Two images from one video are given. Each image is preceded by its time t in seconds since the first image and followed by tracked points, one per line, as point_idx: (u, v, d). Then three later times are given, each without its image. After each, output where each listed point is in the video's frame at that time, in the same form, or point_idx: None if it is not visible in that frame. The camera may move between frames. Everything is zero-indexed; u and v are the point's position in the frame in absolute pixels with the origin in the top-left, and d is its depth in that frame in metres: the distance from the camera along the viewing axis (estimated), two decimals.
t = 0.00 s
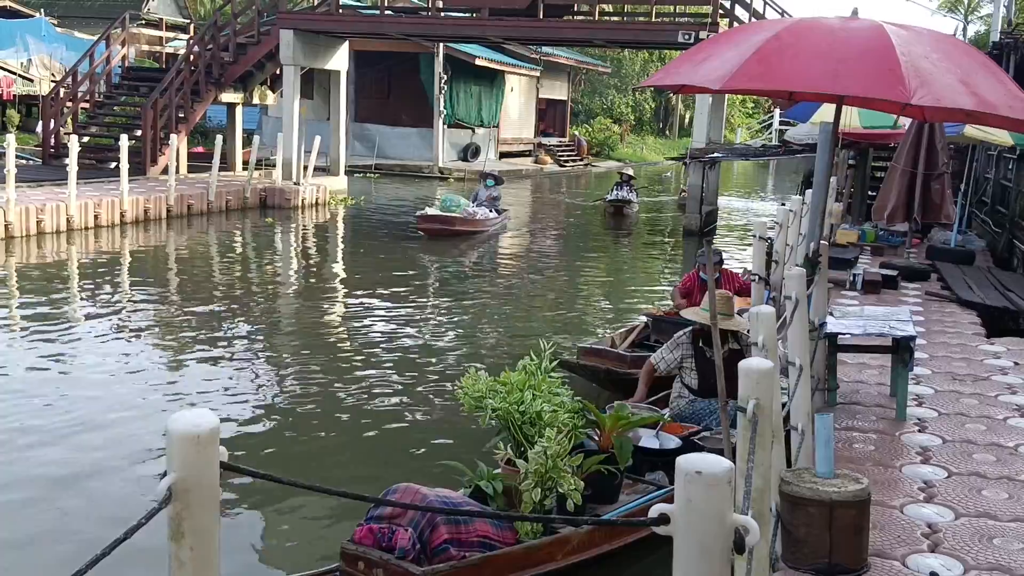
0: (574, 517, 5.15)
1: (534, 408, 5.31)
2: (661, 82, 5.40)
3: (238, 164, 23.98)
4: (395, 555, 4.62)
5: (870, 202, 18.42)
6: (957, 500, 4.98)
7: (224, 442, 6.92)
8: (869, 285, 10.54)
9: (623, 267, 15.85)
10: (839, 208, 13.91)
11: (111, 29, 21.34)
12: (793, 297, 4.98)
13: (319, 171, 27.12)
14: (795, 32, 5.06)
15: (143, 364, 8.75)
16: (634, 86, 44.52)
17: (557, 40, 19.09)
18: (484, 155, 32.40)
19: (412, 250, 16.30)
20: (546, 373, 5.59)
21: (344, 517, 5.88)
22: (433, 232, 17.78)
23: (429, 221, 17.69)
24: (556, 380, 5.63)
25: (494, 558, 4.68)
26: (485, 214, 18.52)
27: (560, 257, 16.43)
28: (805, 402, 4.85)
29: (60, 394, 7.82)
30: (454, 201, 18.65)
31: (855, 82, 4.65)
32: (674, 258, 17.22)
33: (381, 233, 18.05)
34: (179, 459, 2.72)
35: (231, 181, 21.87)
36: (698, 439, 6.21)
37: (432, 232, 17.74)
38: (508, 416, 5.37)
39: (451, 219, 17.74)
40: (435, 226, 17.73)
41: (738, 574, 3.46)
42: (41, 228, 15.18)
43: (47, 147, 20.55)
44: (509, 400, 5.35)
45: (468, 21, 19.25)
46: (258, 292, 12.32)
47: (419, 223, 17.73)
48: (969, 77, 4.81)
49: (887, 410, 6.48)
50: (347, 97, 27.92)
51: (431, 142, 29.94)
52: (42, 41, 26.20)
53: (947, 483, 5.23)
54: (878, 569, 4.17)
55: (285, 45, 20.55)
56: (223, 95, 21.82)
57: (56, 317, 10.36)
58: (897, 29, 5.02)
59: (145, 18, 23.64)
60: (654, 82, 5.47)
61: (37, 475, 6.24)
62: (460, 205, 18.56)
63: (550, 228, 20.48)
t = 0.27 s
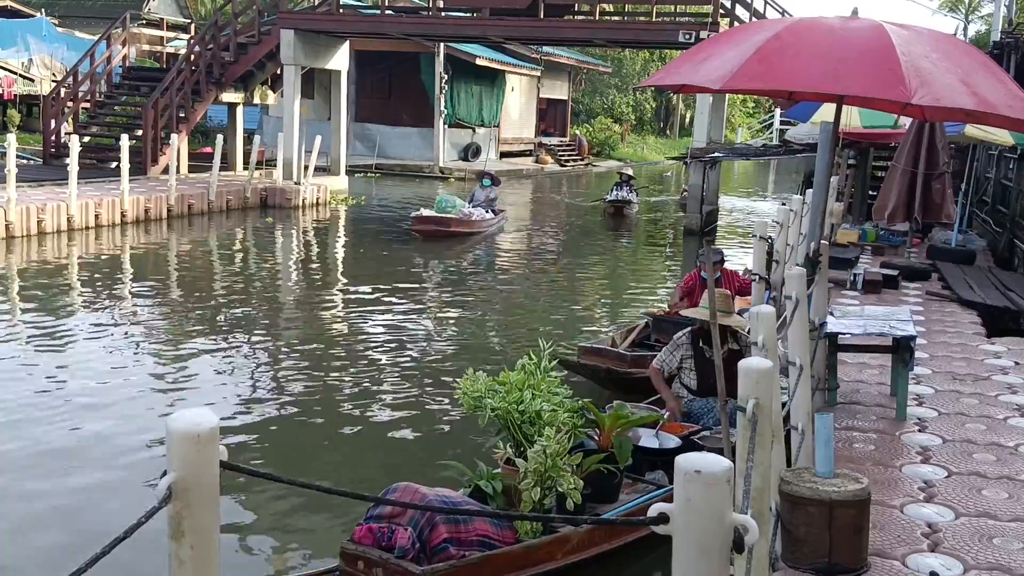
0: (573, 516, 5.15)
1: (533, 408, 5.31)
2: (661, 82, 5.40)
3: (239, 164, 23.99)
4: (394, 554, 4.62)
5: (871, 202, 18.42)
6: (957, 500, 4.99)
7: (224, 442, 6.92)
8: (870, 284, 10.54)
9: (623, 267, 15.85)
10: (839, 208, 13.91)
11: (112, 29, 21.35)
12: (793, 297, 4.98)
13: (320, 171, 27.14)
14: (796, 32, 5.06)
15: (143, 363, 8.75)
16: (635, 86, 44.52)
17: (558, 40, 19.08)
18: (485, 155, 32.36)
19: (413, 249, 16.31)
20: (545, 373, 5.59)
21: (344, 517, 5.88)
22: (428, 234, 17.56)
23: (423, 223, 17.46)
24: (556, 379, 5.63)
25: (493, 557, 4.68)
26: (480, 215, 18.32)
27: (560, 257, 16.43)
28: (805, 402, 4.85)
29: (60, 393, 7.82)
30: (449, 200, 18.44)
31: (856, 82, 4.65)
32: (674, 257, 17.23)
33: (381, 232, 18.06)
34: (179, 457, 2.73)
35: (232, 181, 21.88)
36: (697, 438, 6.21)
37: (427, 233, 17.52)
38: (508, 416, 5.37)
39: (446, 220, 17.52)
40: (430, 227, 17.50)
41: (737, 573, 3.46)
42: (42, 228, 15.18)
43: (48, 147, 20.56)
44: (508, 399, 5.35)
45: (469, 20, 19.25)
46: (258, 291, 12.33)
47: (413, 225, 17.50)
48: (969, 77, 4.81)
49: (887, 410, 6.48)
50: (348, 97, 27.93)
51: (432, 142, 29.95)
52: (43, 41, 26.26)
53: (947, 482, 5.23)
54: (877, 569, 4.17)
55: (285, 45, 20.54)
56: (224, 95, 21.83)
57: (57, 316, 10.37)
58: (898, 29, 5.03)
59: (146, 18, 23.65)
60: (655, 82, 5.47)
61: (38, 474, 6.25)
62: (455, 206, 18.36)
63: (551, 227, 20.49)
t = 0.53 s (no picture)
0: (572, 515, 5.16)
1: (533, 407, 5.32)
2: (662, 81, 5.40)
3: (239, 164, 23.98)
4: (394, 554, 4.62)
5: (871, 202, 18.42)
6: (957, 499, 4.98)
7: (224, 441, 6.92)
8: (870, 284, 10.53)
9: (624, 267, 15.84)
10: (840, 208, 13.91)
11: (113, 29, 21.33)
12: (794, 297, 4.98)
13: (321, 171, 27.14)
14: (797, 31, 5.06)
15: (144, 363, 8.75)
16: (636, 85, 44.52)
17: (559, 40, 19.06)
18: (486, 155, 32.32)
19: (414, 249, 16.31)
20: (545, 373, 5.59)
21: (344, 516, 5.89)
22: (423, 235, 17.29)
23: (418, 224, 17.17)
24: (555, 379, 5.62)
25: (493, 556, 4.68)
26: (475, 217, 18.06)
27: (561, 257, 16.42)
28: (806, 401, 4.86)
29: (61, 393, 7.82)
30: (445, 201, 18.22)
31: (856, 81, 4.65)
32: (675, 257, 17.22)
33: (381, 232, 18.05)
34: (180, 455, 2.73)
35: (233, 180, 21.88)
36: (697, 438, 6.21)
37: (422, 234, 17.25)
38: (507, 415, 5.37)
39: (441, 220, 17.22)
40: (425, 228, 17.21)
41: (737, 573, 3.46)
42: (43, 228, 15.18)
43: (48, 147, 20.55)
44: (508, 398, 5.36)
45: (469, 20, 19.24)
46: (258, 291, 12.33)
47: (408, 226, 17.20)
48: (970, 76, 4.81)
49: (887, 410, 6.47)
50: (348, 97, 27.92)
51: (432, 142, 29.95)
52: (44, 41, 26.01)
53: (948, 482, 5.23)
54: (877, 568, 4.17)
55: (286, 45, 20.52)
56: (225, 95, 21.83)
57: (58, 316, 10.37)
58: (898, 28, 5.03)
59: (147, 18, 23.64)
60: (655, 82, 5.47)
61: (38, 474, 6.24)
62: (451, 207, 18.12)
63: (551, 227, 20.47)
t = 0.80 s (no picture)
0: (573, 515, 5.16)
1: (534, 407, 5.31)
2: (663, 81, 5.40)
3: (240, 163, 24.00)
4: (395, 553, 4.62)
5: (873, 202, 18.44)
6: (959, 499, 4.98)
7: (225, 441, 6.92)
8: (871, 283, 10.52)
9: (625, 266, 15.84)
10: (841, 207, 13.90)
11: (114, 29, 21.33)
12: (795, 296, 4.98)
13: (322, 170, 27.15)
14: (798, 31, 5.06)
15: (145, 362, 8.76)
16: (636, 85, 44.51)
17: (560, 40, 19.05)
18: (486, 154, 32.29)
19: (415, 249, 16.31)
20: (546, 372, 5.59)
21: (346, 516, 5.89)
22: (418, 236, 17.24)
23: (413, 225, 17.11)
24: (556, 378, 5.62)
25: (494, 556, 4.68)
26: (471, 218, 17.92)
27: (562, 257, 16.41)
28: (807, 401, 4.86)
29: (62, 393, 7.82)
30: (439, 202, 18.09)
31: (857, 81, 4.65)
32: (676, 257, 17.22)
33: (382, 232, 18.06)
34: (181, 455, 2.73)
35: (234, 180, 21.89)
36: (698, 438, 6.21)
37: (418, 235, 17.19)
38: (508, 415, 5.37)
39: (437, 222, 17.15)
40: (418, 229, 17.15)
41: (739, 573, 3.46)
42: (44, 228, 15.18)
43: (50, 146, 20.56)
44: (509, 398, 5.35)
45: (470, 20, 19.23)
46: (260, 291, 12.34)
47: (403, 227, 17.15)
48: (971, 76, 4.81)
49: (888, 409, 6.47)
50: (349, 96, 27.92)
51: (433, 141, 29.94)
52: (44, 41, 26.32)
53: (949, 482, 5.23)
54: (879, 568, 4.17)
55: (287, 45, 20.51)
56: (226, 95, 21.83)
57: (59, 316, 10.37)
58: (899, 28, 5.02)
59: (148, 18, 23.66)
60: (656, 81, 5.46)
61: (39, 474, 6.24)
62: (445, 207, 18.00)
63: (552, 227, 20.47)
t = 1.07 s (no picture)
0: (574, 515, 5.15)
1: (535, 407, 5.31)
2: (664, 80, 5.40)
3: (241, 163, 23.99)
4: (396, 553, 4.62)
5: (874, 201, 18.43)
6: (961, 499, 4.98)
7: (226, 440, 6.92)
8: (873, 283, 10.52)
9: (626, 266, 15.84)
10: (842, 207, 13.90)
11: (115, 29, 21.33)
12: (797, 296, 4.97)
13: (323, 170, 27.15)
14: (800, 30, 5.06)
15: (146, 362, 8.76)
16: (637, 85, 44.49)
17: (561, 39, 19.03)
18: (487, 154, 32.26)
19: (416, 248, 16.30)
20: (547, 372, 5.58)
21: (348, 516, 5.89)
22: (413, 238, 16.82)
23: (407, 227, 16.70)
24: (557, 378, 5.62)
25: (495, 556, 4.69)
26: (467, 219, 17.55)
27: (563, 257, 16.41)
28: (809, 401, 4.86)
29: (63, 392, 7.82)
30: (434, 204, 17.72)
31: (859, 80, 4.64)
32: (678, 257, 17.21)
33: (383, 232, 18.05)
34: (184, 455, 2.73)
35: (234, 180, 21.89)
36: (698, 438, 6.21)
37: (412, 237, 16.76)
38: (509, 414, 5.36)
39: (431, 223, 16.73)
40: (413, 230, 16.72)
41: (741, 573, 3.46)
42: (45, 228, 15.18)
43: (51, 146, 20.56)
44: (510, 398, 5.34)
45: (471, 20, 19.22)
46: (261, 290, 12.34)
47: (397, 229, 16.73)
48: (973, 75, 4.80)
49: (890, 409, 6.47)
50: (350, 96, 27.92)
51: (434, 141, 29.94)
52: (45, 41, 26.45)
53: (951, 481, 5.23)
54: (882, 567, 4.17)
55: (288, 45, 20.49)
56: (227, 94, 21.83)
57: (60, 315, 10.38)
58: (901, 27, 5.02)
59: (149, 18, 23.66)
60: (657, 81, 5.45)
61: (40, 474, 6.24)
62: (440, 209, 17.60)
63: (553, 226, 20.46)
